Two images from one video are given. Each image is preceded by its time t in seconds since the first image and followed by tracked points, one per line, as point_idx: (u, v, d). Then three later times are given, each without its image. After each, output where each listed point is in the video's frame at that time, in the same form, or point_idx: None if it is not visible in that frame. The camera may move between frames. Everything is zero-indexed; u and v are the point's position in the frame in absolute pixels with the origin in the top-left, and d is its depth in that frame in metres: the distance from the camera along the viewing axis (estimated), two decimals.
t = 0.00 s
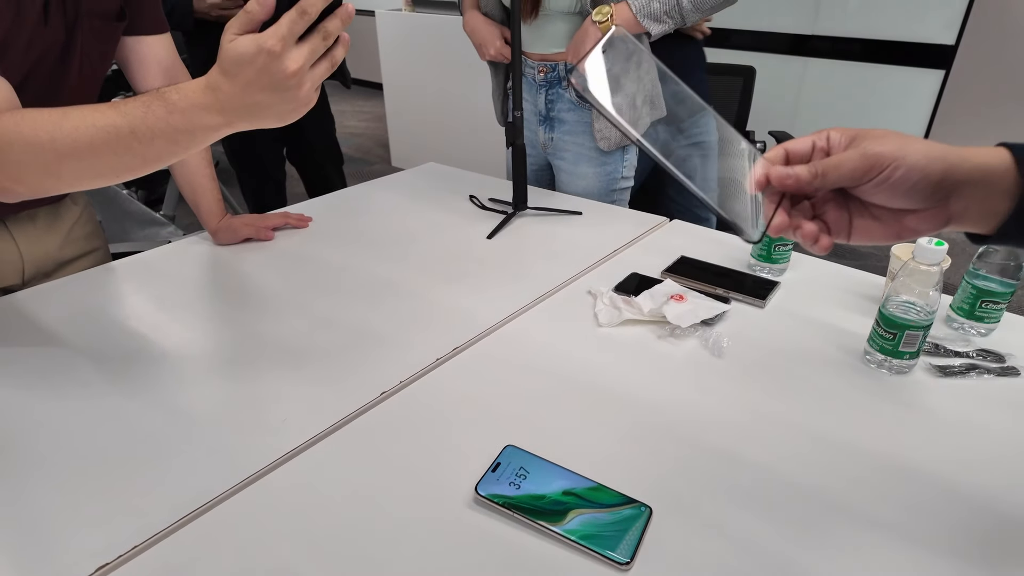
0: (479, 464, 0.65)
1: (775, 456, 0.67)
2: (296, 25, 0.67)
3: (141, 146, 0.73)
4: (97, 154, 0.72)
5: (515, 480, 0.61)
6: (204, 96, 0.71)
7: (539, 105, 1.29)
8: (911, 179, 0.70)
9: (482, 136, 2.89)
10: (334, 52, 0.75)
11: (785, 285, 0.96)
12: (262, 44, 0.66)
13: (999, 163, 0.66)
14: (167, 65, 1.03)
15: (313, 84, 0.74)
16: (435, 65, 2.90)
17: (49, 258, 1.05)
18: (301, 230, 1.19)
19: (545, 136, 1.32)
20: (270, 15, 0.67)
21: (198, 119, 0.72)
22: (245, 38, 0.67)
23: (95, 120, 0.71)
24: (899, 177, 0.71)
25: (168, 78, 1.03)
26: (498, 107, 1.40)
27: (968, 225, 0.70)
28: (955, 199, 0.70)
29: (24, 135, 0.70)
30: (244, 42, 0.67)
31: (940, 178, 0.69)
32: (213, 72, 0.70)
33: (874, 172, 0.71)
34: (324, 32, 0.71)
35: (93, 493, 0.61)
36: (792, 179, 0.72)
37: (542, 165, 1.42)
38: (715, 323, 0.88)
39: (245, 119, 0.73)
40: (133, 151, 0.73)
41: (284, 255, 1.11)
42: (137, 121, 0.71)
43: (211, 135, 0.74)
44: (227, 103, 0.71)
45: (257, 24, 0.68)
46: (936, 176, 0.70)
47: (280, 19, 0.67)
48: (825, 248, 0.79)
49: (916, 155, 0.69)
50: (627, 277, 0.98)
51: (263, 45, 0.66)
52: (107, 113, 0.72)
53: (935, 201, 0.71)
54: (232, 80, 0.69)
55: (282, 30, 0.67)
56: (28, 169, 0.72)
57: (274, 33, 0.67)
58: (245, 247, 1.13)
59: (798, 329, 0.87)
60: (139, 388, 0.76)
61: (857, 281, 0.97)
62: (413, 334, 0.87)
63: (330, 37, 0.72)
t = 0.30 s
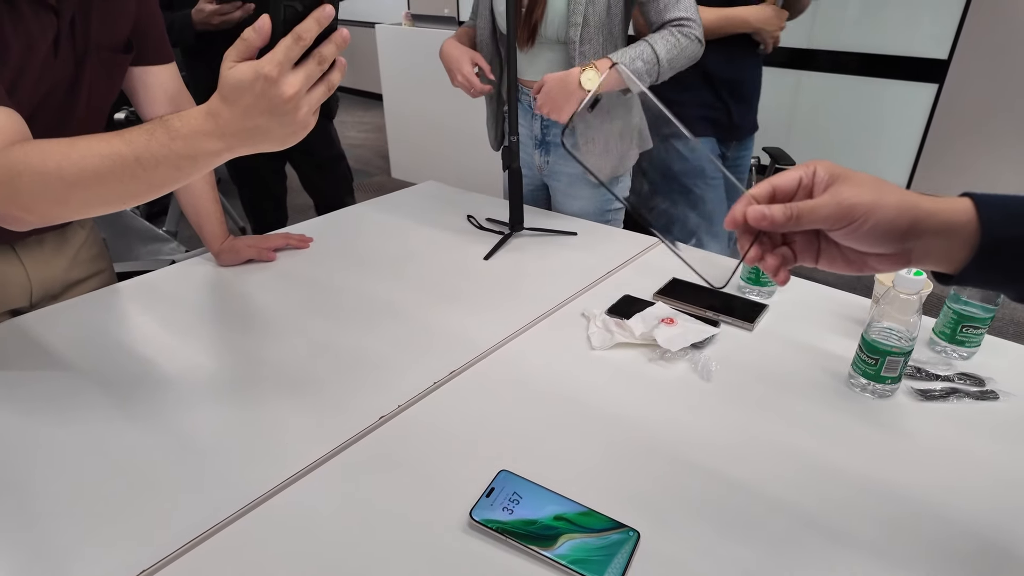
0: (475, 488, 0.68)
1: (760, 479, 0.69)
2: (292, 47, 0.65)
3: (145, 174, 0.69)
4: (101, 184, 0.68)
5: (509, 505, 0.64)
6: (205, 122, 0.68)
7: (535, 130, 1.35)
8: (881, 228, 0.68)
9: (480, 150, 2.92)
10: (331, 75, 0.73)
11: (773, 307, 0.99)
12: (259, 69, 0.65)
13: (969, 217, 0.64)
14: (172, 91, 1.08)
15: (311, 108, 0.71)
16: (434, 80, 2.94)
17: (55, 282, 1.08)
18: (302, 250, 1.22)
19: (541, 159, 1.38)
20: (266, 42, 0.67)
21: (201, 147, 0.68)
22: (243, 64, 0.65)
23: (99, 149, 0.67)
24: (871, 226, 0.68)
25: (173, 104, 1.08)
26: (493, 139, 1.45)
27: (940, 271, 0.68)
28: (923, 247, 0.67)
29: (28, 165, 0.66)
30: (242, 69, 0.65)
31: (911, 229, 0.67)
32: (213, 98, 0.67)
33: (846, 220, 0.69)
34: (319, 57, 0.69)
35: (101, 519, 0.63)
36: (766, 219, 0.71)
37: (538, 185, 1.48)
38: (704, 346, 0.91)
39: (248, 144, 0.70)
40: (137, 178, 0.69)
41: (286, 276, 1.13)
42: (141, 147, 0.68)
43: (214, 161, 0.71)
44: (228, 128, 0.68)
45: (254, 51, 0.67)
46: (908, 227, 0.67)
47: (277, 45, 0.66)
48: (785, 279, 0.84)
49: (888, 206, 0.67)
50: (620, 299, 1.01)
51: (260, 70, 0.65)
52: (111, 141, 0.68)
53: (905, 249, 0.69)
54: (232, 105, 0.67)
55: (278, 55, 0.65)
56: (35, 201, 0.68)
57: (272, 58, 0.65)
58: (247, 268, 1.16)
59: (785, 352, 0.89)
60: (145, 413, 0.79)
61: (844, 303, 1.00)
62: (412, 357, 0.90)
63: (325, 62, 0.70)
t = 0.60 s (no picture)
0: (474, 501, 0.69)
1: (755, 491, 0.71)
2: (298, 73, 0.68)
3: (157, 195, 0.71)
4: (114, 205, 0.70)
5: (508, 519, 0.65)
6: (214, 145, 0.70)
7: (534, 150, 1.43)
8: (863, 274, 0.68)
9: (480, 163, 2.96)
10: (336, 98, 0.76)
11: (768, 323, 1.01)
12: (266, 94, 0.67)
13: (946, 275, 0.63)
14: (180, 112, 1.11)
15: (317, 131, 0.74)
16: (434, 95, 2.98)
17: (63, 298, 1.09)
18: (305, 266, 1.24)
19: (539, 177, 1.45)
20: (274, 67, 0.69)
21: (209, 169, 0.71)
22: (250, 89, 0.68)
23: (113, 172, 0.70)
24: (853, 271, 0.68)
25: (181, 124, 1.11)
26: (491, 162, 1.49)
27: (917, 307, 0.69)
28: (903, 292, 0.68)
29: (45, 188, 0.68)
30: (249, 94, 0.68)
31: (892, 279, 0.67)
32: (222, 122, 0.70)
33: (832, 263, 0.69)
34: (324, 81, 0.72)
35: (110, 533, 0.65)
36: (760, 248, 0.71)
37: (536, 203, 1.53)
38: (700, 362, 0.92)
39: (256, 166, 0.72)
40: (148, 199, 0.71)
41: (290, 292, 1.15)
42: (152, 169, 0.70)
43: (223, 183, 0.73)
44: (236, 150, 0.70)
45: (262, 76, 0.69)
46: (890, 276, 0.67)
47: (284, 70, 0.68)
48: (754, 275, 0.87)
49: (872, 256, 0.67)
50: (617, 315, 1.03)
51: (267, 95, 0.67)
52: (123, 163, 0.70)
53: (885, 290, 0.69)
54: (240, 128, 0.69)
55: (285, 80, 0.68)
56: (51, 221, 0.70)
57: (279, 83, 0.68)
58: (252, 284, 1.18)
59: (777, 367, 0.91)
60: (152, 428, 0.80)
61: (837, 318, 1.02)
62: (413, 373, 0.92)
63: (331, 86, 0.73)
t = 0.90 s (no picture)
0: (471, 517, 0.71)
1: (746, 506, 0.73)
2: (305, 107, 0.71)
3: (166, 221, 0.73)
4: (125, 230, 0.73)
5: (505, 535, 0.67)
6: (223, 174, 0.73)
7: (531, 170, 1.46)
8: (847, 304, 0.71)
9: (479, 179, 2.98)
10: (341, 129, 0.77)
11: (760, 340, 1.03)
12: (273, 126, 0.70)
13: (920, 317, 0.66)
14: (186, 134, 1.14)
15: (323, 161, 0.76)
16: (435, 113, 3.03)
17: (68, 316, 1.11)
18: (307, 283, 1.26)
19: (537, 197, 1.48)
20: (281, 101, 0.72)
21: (218, 197, 0.73)
22: (258, 122, 0.71)
23: (124, 199, 0.72)
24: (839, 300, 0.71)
25: (187, 146, 1.14)
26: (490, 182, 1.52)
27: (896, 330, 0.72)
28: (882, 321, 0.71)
29: (59, 215, 0.71)
30: (258, 126, 0.70)
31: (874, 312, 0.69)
32: (230, 152, 0.73)
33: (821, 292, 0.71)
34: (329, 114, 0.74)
35: (116, 549, 0.67)
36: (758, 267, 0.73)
37: (533, 221, 1.56)
38: (693, 379, 0.94)
39: (262, 195, 0.75)
40: (158, 226, 0.73)
41: (291, 309, 1.17)
42: (162, 196, 0.72)
43: (230, 210, 0.76)
44: (243, 179, 0.72)
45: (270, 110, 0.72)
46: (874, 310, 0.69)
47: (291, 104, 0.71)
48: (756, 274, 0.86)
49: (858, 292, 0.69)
50: (612, 332, 1.05)
51: (275, 127, 0.70)
52: (134, 190, 0.73)
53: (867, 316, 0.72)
54: (247, 159, 0.72)
55: (292, 113, 0.70)
56: (64, 247, 0.72)
57: (286, 117, 0.70)
58: (254, 301, 1.20)
59: (770, 384, 0.93)
60: (156, 445, 0.82)
61: (828, 335, 1.04)
62: (413, 390, 0.93)
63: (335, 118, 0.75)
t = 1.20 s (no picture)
0: (469, 530, 0.72)
1: (742, 518, 0.74)
2: (311, 131, 0.74)
3: (176, 241, 0.75)
4: (135, 249, 0.75)
5: (503, 549, 0.68)
6: (231, 195, 0.75)
7: (530, 188, 1.48)
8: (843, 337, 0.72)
9: (478, 196, 3.01)
10: (345, 151, 0.79)
11: (755, 357, 1.05)
12: (281, 150, 0.73)
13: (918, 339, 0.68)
14: (191, 155, 1.17)
15: (328, 182, 0.78)
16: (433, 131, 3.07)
17: (73, 332, 1.13)
18: (308, 300, 1.28)
19: (535, 215, 1.51)
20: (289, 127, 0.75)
21: (226, 218, 0.75)
22: (267, 145, 0.73)
23: (134, 220, 0.74)
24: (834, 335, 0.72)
25: (192, 167, 1.17)
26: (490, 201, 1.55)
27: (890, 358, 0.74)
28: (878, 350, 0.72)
29: (72, 236, 0.73)
30: (266, 150, 0.73)
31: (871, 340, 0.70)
32: (239, 174, 0.75)
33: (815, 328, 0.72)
34: (334, 138, 0.77)
35: (121, 562, 0.68)
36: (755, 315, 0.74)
37: (531, 239, 1.58)
38: (688, 395, 0.96)
39: (269, 215, 0.77)
40: (167, 246, 0.76)
41: (292, 326, 1.19)
42: (173, 217, 0.75)
43: (237, 230, 0.78)
44: (251, 201, 0.75)
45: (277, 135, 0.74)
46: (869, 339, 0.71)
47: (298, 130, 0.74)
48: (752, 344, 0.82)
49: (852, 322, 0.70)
50: (609, 348, 1.07)
51: (283, 150, 0.73)
52: (146, 212, 0.75)
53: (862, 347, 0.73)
54: (256, 180, 0.74)
55: (299, 137, 0.73)
56: (75, 266, 0.74)
57: (294, 140, 0.73)
58: (256, 318, 1.22)
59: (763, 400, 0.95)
60: (160, 460, 0.83)
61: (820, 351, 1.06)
62: (413, 406, 0.95)
63: (340, 142, 0.78)
